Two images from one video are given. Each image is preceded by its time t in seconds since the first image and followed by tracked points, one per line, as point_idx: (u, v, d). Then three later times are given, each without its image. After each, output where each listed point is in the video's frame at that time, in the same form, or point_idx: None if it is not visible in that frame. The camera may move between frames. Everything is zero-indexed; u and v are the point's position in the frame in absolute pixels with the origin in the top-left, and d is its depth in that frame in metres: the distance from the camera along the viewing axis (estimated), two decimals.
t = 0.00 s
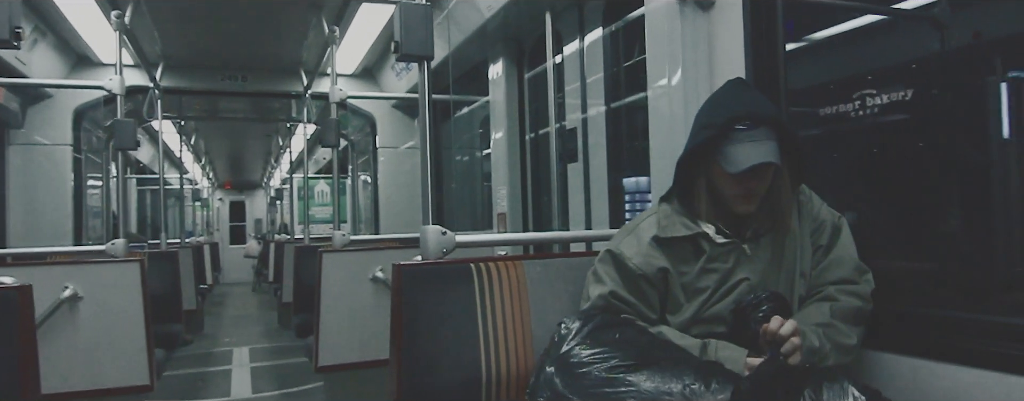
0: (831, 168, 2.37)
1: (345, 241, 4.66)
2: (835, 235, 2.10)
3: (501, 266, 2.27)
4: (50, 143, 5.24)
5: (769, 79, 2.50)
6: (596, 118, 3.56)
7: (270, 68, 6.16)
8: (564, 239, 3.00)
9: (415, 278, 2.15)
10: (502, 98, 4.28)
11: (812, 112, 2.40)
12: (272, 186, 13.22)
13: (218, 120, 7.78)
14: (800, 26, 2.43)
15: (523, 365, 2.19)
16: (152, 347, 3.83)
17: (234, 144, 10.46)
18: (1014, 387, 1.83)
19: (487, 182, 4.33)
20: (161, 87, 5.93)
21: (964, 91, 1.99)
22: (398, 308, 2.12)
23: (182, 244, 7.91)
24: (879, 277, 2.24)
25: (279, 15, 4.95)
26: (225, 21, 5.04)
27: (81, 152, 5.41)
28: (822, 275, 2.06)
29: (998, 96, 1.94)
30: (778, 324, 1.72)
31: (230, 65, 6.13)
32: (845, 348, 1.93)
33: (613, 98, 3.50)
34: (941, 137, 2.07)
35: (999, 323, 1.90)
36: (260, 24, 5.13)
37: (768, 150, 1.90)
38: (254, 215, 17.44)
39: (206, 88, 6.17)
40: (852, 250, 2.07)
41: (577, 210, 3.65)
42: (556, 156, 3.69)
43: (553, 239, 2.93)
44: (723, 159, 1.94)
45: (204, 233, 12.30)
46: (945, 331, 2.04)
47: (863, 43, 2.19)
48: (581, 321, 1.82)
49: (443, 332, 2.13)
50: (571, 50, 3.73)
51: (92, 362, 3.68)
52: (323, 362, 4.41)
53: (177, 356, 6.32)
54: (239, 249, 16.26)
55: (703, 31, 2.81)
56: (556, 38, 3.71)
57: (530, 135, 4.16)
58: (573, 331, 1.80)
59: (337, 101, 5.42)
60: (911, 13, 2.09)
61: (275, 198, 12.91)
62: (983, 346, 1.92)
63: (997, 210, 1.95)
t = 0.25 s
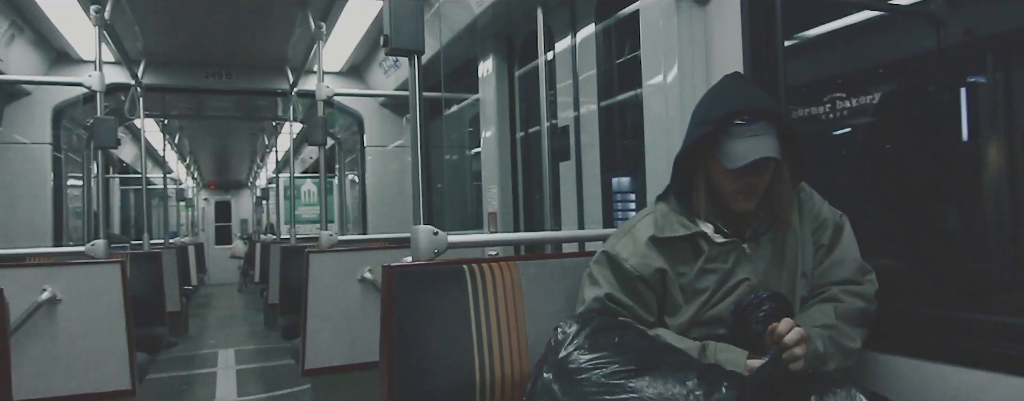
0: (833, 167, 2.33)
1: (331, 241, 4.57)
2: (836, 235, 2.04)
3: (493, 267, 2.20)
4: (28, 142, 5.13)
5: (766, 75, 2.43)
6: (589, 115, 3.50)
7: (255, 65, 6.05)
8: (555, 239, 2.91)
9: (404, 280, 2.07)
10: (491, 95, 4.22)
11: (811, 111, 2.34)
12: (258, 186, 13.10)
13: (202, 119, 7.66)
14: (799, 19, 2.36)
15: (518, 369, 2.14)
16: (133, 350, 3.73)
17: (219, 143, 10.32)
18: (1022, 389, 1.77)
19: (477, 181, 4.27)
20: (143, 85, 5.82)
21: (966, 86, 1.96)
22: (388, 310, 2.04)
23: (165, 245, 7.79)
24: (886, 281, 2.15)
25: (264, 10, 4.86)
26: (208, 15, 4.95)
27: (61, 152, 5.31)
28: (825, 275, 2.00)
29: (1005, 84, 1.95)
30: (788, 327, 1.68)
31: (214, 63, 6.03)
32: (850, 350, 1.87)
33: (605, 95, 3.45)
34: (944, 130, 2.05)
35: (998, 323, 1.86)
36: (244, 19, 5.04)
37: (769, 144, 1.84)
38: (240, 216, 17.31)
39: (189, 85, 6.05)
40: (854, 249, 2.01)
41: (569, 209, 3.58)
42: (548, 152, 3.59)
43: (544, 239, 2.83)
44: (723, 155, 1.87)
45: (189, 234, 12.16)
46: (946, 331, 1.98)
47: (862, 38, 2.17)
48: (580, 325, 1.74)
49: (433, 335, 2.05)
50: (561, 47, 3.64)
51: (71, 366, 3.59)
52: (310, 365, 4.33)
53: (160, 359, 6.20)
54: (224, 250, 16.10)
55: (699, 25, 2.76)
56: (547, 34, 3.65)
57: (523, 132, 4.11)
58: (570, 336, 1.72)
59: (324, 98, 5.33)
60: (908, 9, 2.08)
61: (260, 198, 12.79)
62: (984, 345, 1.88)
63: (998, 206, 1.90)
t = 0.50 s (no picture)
0: (833, 165, 2.33)
1: (322, 242, 4.49)
2: (843, 235, 1.98)
3: (490, 268, 2.13)
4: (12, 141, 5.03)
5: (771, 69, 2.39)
6: (586, 113, 3.43)
7: (245, 63, 5.97)
8: (550, 239, 2.80)
9: (399, 282, 1.99)
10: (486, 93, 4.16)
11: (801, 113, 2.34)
12: (248, 186, 12.99)
13: (191, 118, 7.56)
14: (804, 14, 2.32)
15: (517, 374, 2.08)
16: (120, 353, 3.64)
17: (208, 143, 10.21)
18: None
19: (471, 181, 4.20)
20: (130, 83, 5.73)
21: (965, 82, 2.08)
22: (382, 312, 1.98)
23: (154, 246, 7.69)
24: (889, 275, 2.17)
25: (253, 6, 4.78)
26: (196, 12, 4.86)
27: (46, 151, 5.21)
28: (833, 275, 1.95)
29: (1000, 83, 1.98)
30: (792, 331, 1.63)
31: (202, 60, 5.94)
32: (859, 352, 1.82)
33: (603, 92, 3.39)
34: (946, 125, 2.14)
35: (998, 323, 1.85)
36: (233, 16, 4.96)
37: (775, 140, 1.77)
38: (230, 216, 17.17)
39: (178, 82, 5.97)
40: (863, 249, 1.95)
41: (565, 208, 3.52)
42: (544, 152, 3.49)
43: (539, 239, 2.69)
44: (728, 151, 1.80)
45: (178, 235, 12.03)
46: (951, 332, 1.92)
47: (867, 35, 2.20)
48: (584, 329, 1.67)
49: (429, 338, 1.98)
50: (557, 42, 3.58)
51: (56, 369, 3.50)
52: (301, 368, 4.26)
53: (148, 361, 6.10)
54: (214, 251, 15.96)
55: (700, 20, 2.70)
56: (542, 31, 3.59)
57: (516, 132, 4.06)
58: (573, 340, 1.65)
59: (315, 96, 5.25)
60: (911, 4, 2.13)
61: (251, 199, 12.68)
62: (986, 347, 1.87)
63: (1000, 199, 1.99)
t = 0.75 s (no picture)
0: (840, 164, 2.26)
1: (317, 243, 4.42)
2: (854, 234, 1.93)
3: (491, 270, 2.07)
4: None
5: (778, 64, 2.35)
6: (586, 111, 3.37)
7: (236, 62, 5.89)
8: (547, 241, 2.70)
9: (398, 284, 1.92)
10: (483, 92, 4.10)
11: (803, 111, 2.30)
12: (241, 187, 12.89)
13: (182, 118, 7.47)
14: (811, 9, 2.27)
15: (518, 379, 2.02)
16: (109, 357, 3.56)
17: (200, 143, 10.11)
18: None
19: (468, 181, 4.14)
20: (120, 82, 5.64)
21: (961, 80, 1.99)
22: (379, 316, 1.91)
23: (145, 248, 7.59)
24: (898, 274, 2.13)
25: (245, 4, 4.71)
26: (187, 9, 4.79)
27: (34, 151, 5.12)
28: (843, 276, 1.89)
29: (999, 83, 1.89)
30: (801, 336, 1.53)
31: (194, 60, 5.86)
32: (873, 354, 1.76)
33: (603, 90, 3.33)
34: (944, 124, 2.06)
35: (998, 323, 1.85)
36: (224, 14, 4.88)
37: (785, 137, 1.72)
38: (223, 218, 17.07)
39: (168, 82, 5.90)
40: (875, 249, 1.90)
41: (564, 208, 3.46)
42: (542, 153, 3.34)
43: (536, 239, 2.59)
44: (737, 148, 1.74)
45: (170, 236, 11.93)
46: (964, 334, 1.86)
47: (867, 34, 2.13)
48: (589, 334, 1.60)
49: (427, 342, 1.91)
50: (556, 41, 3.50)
51: (43, 374, 3.42)
52: (296, 371, 4.18)
53: (139, 365, 6.01)
54: (207, 252, 15.84)
55: (703, 16, 2.65)
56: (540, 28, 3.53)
57: (513, 131, 4.00)
58: (578, 345, 1.58)
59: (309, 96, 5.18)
60: None
61: (244, 200, 12.59)
62: (985, 345, 1.87)
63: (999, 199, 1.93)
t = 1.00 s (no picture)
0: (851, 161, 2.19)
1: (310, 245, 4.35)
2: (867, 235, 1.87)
3: (494, 272, 2.01)
4: None
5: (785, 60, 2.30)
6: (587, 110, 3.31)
7: (229, 61, 5.81)
8: (549, 241, 2.60)
9: (398, 287, 1.86)
10: (481, 91, 4.04)
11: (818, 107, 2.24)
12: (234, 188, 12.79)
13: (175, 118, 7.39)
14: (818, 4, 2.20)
15: (522, 385, 1.96)
16: (98, 361, 3.48)
17: (193, 144, 10.02)
18: None
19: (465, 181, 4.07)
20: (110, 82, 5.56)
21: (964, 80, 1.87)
22: (377, 319, 1.84)
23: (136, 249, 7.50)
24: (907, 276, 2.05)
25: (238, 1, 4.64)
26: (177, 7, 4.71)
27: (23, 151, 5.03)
28: (854, 278, 1.83)
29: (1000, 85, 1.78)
30: (815, 348, 1.56)
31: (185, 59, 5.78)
32: (887, 359, 1.70)
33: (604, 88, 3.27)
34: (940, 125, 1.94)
35: (998, 323, 1.80)
36: (216, 11, 4.81)
37: (798, 137, 1.66)
38: (217, 219, 16.95)
39: (162, 82, 5.82)
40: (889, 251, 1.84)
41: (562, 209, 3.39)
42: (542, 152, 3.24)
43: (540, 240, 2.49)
44: (748, 147, 1.68)
45: (163, 238, 11.82)
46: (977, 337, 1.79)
47: (870, 31, 2.04)
48: (597, 339, 1.53)
49: (425, 346, 1.84)
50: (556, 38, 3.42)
51: (30, 378, 3.35)
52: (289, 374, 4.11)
53: (130, 368, 5.93)
54: (201, 254, 15.72)
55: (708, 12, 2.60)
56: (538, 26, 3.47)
57: (510, 131, 3.94)
58: (586, 346, 1.52)
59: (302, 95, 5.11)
60: None
61: (238, 201, 12.49)
62: (986, 346, 1.84)
63: (998, 203, 1.82)
